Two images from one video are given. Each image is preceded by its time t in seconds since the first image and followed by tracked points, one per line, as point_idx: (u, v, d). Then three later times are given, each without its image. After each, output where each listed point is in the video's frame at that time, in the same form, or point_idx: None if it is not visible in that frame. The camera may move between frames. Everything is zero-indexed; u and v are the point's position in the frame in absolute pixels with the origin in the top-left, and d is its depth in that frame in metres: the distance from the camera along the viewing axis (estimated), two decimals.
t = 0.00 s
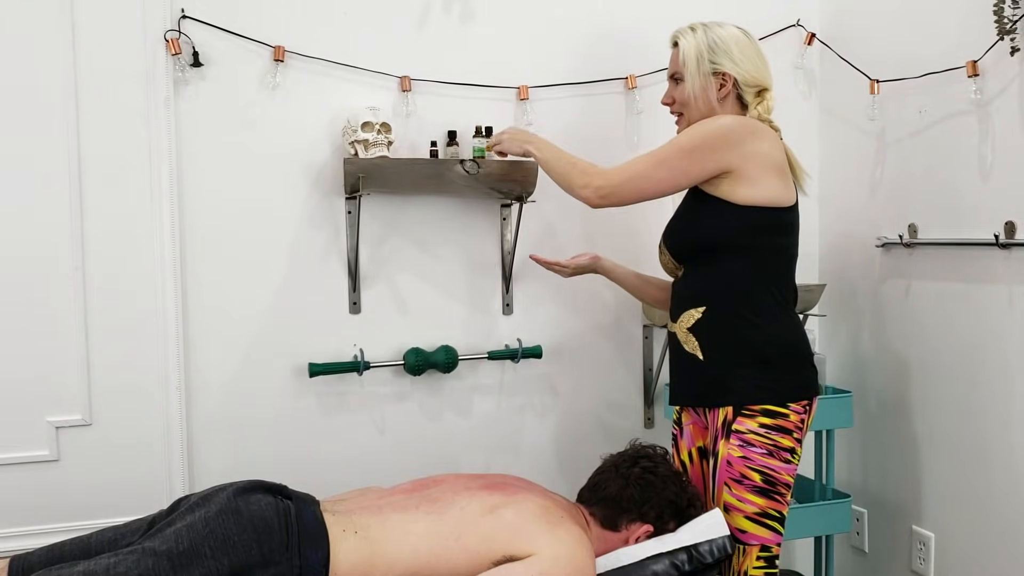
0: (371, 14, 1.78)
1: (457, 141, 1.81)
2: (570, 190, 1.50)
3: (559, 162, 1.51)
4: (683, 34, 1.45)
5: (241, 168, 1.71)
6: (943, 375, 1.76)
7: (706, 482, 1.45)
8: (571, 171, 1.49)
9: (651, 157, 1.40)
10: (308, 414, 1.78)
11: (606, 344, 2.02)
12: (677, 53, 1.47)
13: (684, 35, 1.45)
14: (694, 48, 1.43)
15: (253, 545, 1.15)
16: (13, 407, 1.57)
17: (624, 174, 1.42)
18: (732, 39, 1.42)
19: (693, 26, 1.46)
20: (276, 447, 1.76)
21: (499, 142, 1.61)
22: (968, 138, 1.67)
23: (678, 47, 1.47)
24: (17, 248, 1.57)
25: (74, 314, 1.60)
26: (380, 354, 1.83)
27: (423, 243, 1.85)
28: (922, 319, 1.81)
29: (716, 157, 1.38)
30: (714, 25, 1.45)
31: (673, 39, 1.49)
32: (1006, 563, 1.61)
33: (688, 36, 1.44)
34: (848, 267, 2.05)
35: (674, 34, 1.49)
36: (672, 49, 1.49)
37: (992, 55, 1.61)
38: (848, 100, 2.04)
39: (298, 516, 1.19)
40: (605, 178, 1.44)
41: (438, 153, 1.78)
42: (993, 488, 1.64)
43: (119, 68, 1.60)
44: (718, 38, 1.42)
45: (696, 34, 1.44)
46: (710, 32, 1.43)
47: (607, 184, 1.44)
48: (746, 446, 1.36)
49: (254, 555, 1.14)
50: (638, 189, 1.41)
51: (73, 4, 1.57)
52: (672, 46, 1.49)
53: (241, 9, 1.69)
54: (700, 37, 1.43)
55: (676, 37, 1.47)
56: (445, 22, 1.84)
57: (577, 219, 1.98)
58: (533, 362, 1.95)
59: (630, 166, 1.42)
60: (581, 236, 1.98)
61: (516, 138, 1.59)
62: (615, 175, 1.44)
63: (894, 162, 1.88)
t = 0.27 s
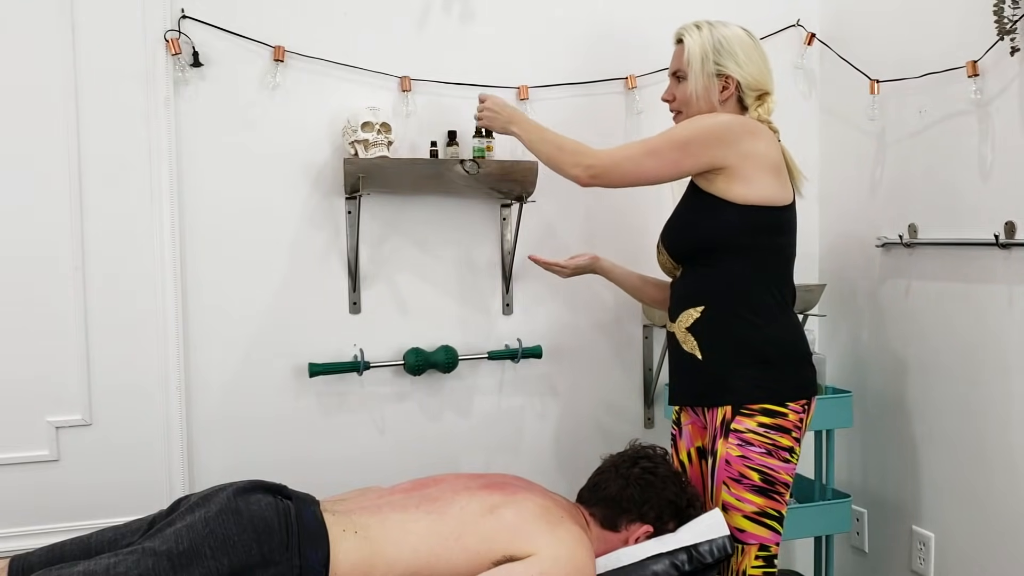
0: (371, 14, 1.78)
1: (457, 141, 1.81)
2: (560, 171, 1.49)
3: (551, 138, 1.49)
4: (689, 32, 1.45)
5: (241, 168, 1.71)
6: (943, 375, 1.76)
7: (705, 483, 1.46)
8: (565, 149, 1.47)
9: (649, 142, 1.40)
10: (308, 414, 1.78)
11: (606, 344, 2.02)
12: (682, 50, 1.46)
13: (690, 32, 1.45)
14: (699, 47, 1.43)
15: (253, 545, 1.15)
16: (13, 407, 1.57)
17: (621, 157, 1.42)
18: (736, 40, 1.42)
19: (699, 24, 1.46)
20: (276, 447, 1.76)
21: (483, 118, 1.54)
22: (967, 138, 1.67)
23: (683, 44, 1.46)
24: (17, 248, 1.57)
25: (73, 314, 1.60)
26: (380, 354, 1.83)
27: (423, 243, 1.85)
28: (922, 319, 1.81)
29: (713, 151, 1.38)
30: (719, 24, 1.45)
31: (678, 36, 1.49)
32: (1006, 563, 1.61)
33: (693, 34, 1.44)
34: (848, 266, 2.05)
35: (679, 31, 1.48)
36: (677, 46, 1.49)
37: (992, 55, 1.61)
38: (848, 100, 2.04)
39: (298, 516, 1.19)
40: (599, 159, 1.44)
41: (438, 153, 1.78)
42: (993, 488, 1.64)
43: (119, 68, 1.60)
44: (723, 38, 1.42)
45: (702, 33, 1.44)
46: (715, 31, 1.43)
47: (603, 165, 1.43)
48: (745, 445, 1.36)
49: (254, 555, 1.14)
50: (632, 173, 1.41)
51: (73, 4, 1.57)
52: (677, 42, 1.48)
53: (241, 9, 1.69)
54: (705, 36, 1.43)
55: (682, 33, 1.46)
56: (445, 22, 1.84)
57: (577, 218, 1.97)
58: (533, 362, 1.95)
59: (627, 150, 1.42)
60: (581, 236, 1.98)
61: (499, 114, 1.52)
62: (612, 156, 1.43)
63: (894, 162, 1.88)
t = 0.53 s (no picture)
0: (371, 14, 1.78)
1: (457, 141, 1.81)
2: (553, 168, 1.49)
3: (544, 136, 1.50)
4: (691, 30, 1.45)
5: (241, 168, 1.71)
6: (942, 375, 1.76)
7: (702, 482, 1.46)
8: (559, 146, 1.47)
9: (641, 141, 1.41)
10: (308, 414, 1.78)
11: (606, 344, 2.02)
12: (683, 48, 1.46)
13: (691, 30, 1.45)
14: (700, 46, 1.43)
15: (253, 545, 1.15)
16: (13, 407, 1.57)
17: (614, 155, 1.43)
18: (738, 41, 1.42)
19: (701, 23, 1.46)
20: (276, 447, 1.76)
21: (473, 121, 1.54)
22: (967, 138, 1.67)
23: (684, 42, 1.46)
24: (17, 248, 1.57)
25: (74, 314, 1.60)
26: (380, 354, 1.83)
27: (423, 243, 1.85)
28: (921, 319, 1.81)
29: (704, 150, 1.38)
30: (720, 23, 1.45)
31: (679, 34, 1.48)
32: (1006, 563, 1.61)
33: (695, 32, 1.44)
34: (848, 267, 2.05)
35: (680, 29, 1.48)
36: (678, 44, 1.49)
37: (992, 55, 1.61)
38: (848, 100, 2.04)
39: (298, 516, 1.19)
40: (592, 156, 1.44)
41: (438, 153, 1.78)
42: (992, 488, 1.64)
43: (119, 68, 1.60)
44: (724, 38, 1.42)
45: (703, 32, 1.44)
46: (717, 30, 1.43)
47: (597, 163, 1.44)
48: (740, 445, 1.36)
49: (254, 555, 1.15)
50: (624, 171, 1.42)
51: (73, 4, 1.57)
52: (678, 40, 1.48)
53: (241, 9, 1.69)
54: (707, 36, 1.43)
55: (684, 31, 1.46)
56: (445, 22, 1.84)
57: (577, 218, 1.97)
58: (533, 362, 1.95)
59: (620, 148, 1.43)
60: (581, 236, 1.98)
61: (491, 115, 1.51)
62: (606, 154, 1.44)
63: (894, 162, 1.88)
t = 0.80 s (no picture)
0: (371, 14, 1.78)
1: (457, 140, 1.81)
2: (549, 172, 1.49)
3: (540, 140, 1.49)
4: (688, 30, 1.45)
5: (241, 168, 1.71)
6: (942, 375, 1.76)
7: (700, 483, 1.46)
8: (553, 150, 1.47)
9: (637, 143, 1.41)
10: (308, 414, 1.78)
11: (606, 343, 2.02)
12: (680, 48, 1.46)
13: (689, 30, 1.45)
14: (698, 46, 1.43)
15: (253, 545, 1.15)
16: (13, 407, 1.57)
17: (609, 157, 1.42)
18: (735, 42, 1.42)
19: (698, 23, 1.46)
20: (276, 447, 1.76)
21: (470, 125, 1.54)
22: (967, 138, 1.67)
23: (681, 43, 1.46)
24: (17, 248, 1.57)
25: (73, 315, 1.60)
26: (380, 354, 1.83)
27: (423, 243, 1.85)
28: (921, 319, 1.81)
29: (699, 149, 1.38)
30: (717, 24, 1.45)
31: (676, 33, 1.48)
32: (1006, 563, 1.61)
33: (693, 32, 1.44)
34: (848, 267, 2.05)
35: (677, 28, 1.48)
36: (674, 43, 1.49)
37: (992, 55, 1.61)
38: (848, 100, 2.04)
39: (298, 516, 1.19)
40: (588, 159, 1.44)
41: (438, 153, 1.78)
42: (992, 487, 1.64)
43: (119, 68, 1.60)
44: (722, 39, 1.42)
45: (701, 33, 1.43)
46: (714, 31, 1.43)
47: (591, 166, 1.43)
48: (735, 444, 1.36)
49: (254, 555, 1.14)
50: (620, 173, 1.42)
51: (73, 4, 1.57)
52: (675, 40, 1.48)
53: (241, 9, 1.69)
54: (704, 36, 1.43)
55: (681, 31, 1.46)
56: (445, 22, 1.84)
57: (577, 219, 1.98)
58: (533, 362, 1.95)
59: (616, 150, 1.42)
60: (581, 236, 1.98)
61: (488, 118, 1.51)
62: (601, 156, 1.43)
63: (894, 162, 1.88)
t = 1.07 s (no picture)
0: (371, 14, 1.78)
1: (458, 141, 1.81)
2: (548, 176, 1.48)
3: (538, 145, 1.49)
4: (687, 30, 1.44)
5: (241, 168, 1.71)
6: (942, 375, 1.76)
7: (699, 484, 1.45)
8: (552, 154, 1.46)
9: (635, 147, 1.40)
10: (308, 414, 1.78)
11: (606, 343, 2.02)
12: (678, 48, 1.46)
13: (687, 30, 1.44)
14: (697, 47, 1.42)
15: (253, 545, 1.15)
16: (13, 407, 1.57)
17: (608, 162, 1.42)
18: (734, 43, 1.42)
19: (697, 23, 1.45)
20: (276, 447, 1.76)
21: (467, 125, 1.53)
22: (967, 138, 1.67)
23: (680, 43, 1.46)
24: (17, 248, 1.57)
25: (73, 315, 1.60)
26: (380, 354, 1.83)
27: (423, 243, 1.85)
28: (921, 319, 1.81)
29: (696, 151, 1.38)
30: (716, 24, 1.44)
31: (675, 33, 1.48)
32: (1006, 563, 1.61)
33: (692, 32, 1.44)
34: (848, 267, 2.05)
35: (676, 28, 1.48)
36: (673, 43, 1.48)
37: (992, 55, 1.61)
38: (848, 100, 2.04)
39: (298, 516, 1.19)
40: (586, 164, 1.43)
41: (438, 153, 1.78)
42: (992, 487, 1.64)
43: (120, 68, 1.60)
44: (720, 40, 1.42)
45: (700, 33, 1.43)
46: (713, 31, 1.42)
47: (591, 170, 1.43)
48: (734, 445, 1.36)
49: (254, 555, 1.14)
50: (619, 177, 1.41)
51: (73, 4, 1.57)
52: (673, 40, 1.48)
53: (242, 9, 1.69)
54: (703, 36, 1.43)
55: (680, 31, 1.46)
56: (445, 22, 1.84)
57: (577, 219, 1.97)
58: (533, 362, 1.95)
59: (614, 155, 1.42)
60: (581, 236, 1.98)
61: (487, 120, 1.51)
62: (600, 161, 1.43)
63: (894, 162, 1.88)
